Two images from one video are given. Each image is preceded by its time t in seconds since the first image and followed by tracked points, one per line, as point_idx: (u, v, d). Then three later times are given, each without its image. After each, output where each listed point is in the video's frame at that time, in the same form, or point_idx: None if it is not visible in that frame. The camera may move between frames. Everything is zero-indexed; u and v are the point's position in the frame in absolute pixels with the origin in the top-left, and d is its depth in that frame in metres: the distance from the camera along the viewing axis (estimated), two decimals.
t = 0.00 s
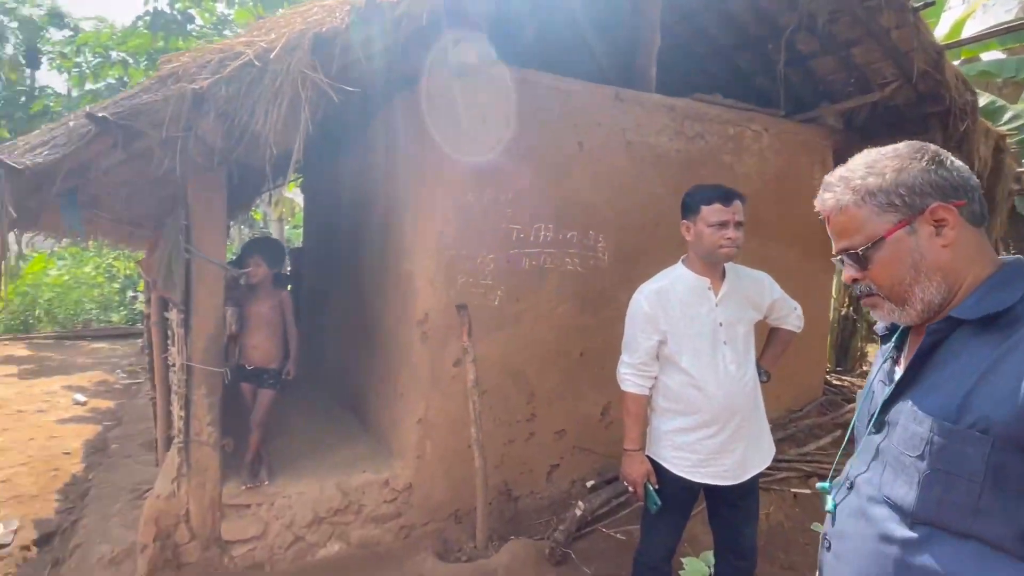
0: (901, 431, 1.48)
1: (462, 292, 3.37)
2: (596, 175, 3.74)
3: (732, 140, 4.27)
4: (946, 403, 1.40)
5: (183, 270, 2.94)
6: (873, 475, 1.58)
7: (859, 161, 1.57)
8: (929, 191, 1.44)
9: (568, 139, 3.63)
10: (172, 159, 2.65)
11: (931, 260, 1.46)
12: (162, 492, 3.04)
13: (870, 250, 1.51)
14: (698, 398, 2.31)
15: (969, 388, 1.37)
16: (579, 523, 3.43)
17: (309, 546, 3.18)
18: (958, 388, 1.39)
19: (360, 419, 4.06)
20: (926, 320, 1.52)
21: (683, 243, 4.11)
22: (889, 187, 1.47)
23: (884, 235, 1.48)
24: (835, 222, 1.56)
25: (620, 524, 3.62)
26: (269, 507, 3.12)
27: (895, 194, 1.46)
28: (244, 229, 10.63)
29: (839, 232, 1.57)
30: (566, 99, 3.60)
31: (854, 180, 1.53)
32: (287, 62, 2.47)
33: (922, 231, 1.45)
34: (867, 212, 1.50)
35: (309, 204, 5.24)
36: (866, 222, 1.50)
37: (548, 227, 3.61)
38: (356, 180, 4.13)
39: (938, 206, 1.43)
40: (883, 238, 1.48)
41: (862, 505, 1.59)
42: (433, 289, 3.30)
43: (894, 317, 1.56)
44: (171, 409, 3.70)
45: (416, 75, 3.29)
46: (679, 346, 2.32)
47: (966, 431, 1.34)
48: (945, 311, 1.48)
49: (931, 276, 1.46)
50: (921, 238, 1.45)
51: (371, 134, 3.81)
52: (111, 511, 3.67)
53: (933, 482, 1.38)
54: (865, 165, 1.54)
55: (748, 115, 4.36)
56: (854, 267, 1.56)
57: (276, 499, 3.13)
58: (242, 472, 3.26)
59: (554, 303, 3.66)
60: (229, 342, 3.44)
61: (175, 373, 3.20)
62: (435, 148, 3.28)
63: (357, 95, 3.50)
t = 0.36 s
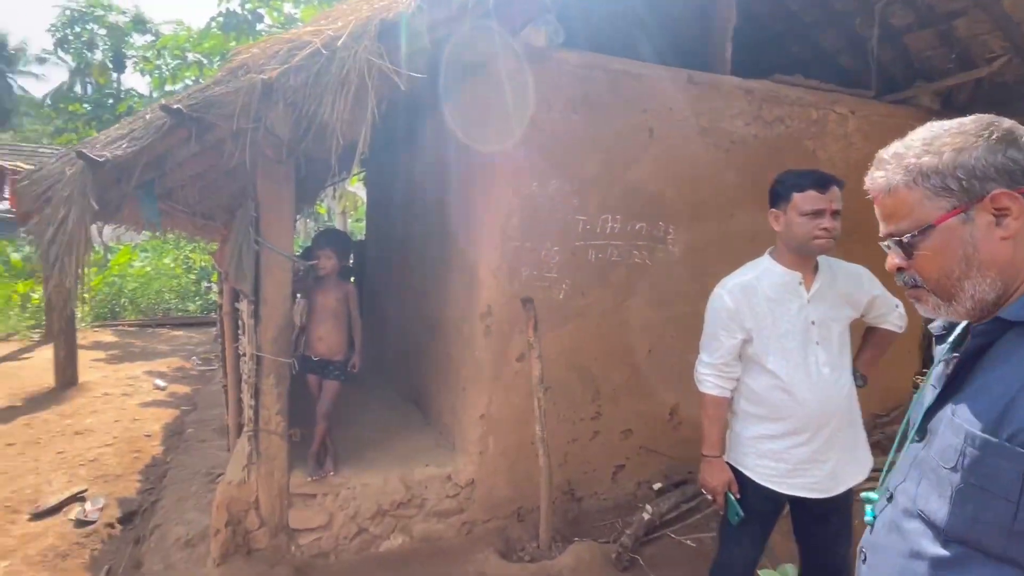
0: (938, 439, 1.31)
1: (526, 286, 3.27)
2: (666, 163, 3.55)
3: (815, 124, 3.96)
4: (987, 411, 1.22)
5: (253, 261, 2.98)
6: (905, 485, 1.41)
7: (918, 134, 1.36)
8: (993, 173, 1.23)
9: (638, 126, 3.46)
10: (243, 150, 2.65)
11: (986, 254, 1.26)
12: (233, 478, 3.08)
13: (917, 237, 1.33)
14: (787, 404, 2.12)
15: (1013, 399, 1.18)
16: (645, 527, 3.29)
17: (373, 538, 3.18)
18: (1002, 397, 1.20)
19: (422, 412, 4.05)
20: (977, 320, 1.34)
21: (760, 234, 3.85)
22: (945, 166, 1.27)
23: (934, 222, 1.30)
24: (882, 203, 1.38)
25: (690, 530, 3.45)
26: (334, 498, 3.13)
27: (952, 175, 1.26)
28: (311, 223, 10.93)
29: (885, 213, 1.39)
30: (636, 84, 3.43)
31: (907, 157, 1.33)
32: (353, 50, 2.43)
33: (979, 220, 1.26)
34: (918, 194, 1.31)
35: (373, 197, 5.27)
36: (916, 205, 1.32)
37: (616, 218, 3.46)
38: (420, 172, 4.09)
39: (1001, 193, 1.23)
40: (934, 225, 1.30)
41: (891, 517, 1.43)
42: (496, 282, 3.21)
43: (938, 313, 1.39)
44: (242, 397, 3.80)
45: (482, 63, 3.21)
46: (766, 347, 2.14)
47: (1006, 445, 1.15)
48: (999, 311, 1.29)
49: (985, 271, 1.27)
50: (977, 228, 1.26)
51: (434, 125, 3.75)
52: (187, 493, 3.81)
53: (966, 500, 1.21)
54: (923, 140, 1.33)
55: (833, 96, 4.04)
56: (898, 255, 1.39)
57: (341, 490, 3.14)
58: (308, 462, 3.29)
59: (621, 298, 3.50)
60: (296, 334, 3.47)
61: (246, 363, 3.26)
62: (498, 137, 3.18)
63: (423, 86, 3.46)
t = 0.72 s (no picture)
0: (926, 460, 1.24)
1: (594, 284, 3.11)
2: (745, 153, 3.30)
3: (914, 105, 3.58)
4: (966, 437, 1.13)
5: (319, 257, 2.96)
6: (899, 500, 1.36)
7: (962, 95, 1.19)
8: (1014, 157, 1.07)
9: (715, 113, 3.22)
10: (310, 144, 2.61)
11: (995, 253, 1.13)
12: (298, 474, 3.09)
13: (929, 223, 1.24)
14: (899, 420, 1.89)
15: (985, 427, 1.09)
16: (722, 542, 3.11)
17: (435, 539, 3.12)
18: (978, 425, 1.11)
19: (483, 410, 3.97)
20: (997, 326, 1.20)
21: (851, 228, 3.53)
22: (961, 145, 1.13)
23: (946, 209, 1.19)
24: (907, 179, 1.29)
25: (769, 548, 3.22)
26: (397, 497, 3.08)
27: (966, 157, 1.13)
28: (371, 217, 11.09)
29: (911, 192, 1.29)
30: (715, 67, 3.19)
31: (933, 129, 1.21)
32: (420, 36, 2.32)
33: (992, 213, 1.12)
34: (931, 176, 1.20)
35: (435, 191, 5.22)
36: (932, 187, 1.21)
37: (691, 212, 3.25)
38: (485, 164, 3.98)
39: (1017, 184, 1.07)
40: (944, 214, 1.20)
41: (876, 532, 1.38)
42: (563, 279, 3.07)
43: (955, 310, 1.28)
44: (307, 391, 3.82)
45: (550, 50, 3.04)
46: (874, 356, 1.92)
47: (966, 475, 1.08)
48: (1012, 320, 1.15)
49: (994, 272, 1.14)
50: (989, 222, 1.13)
51: (496, 117, 3.63)
52: (255, 484, 3.87)
53: (929, 524, 1.15)
54: (958, 107, 1.17)
55: (935, 74, 3.64)
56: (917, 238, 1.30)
57: (403, 489, 3.09)
58: (370, 459, 3.26)
59: (695, 297, 3.29)
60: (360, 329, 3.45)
61: (312, 358, 3.26)
62: (566, 126, 3.03)
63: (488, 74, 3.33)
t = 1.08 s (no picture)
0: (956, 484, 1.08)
1: (644, 279, 2.88)
2: (813, 136, 3.00)
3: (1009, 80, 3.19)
4: (987, 455, 0.97)
5: (353, 250, 2.83)
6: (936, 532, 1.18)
7: (985, 48, 1.07)
8: None
9: (780, 92, 2.93)
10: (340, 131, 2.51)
11: None
12: (333, 474, 2.99)
13: (956, 198, 1.13)
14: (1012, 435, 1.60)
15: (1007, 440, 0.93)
16: (785, 562, 2.81)
17: (473, 546, 2.97)
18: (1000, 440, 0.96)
19: (525, 411, 3.80)
20: None
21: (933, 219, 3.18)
22: (984, 103, 1.01)
23: (972, 180, 1.08)
24: (930, 150, 1.18)
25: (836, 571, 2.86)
26: (433, 501, 2.94)
27: (989, 119, 1.01)
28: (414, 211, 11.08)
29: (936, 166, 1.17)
30: (780, 42, 2.91)
31: (954, 90, 1.09)
32: (455, 11, 2.17)
33: None
34: (954, 144, 1.10)
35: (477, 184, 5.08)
36: (956, 157, 1.10)
37: (751, 201, 2.97)
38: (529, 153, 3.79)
39: None
40: (970, 185, 1.09)
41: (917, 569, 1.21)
42: (609, 273, 2.85)
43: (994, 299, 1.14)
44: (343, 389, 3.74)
45: (598, 28, 2.82)
46: (981, 361, 1.64)
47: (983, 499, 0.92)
48: None
49: None
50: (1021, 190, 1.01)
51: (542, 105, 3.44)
52: (292, 481, 3.81)
53: (955, 559, 0.98)
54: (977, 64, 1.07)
55: None
56: (945, 217, 1.19)
57: (440, 493, 2.94)
58: (406, 460, 3.14)
59: (755, 294, 3.02)
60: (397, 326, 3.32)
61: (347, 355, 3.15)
62: (614, 110, 2.81)
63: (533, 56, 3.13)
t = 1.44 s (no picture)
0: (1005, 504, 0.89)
1: (693, 276, 2.62)
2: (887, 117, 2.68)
3: None
4: None
5: (380, 245, 2.67)
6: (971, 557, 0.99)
7: (1010, 49, 1.00)
8: None
9: (850, 68, 2.62)
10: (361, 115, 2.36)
11: None
12: (360, 478, 2.85)
13: (983, 204, 1.04)
14: None
15: None
16: None
17: (505, 560, 2.79)
18: None
19: (563, 416, 3.59)
20: None
21: None
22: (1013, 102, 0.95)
23: (1002, 182, 1.00)
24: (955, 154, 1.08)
25: None
26: (464, 510, 2.78)
27: (1015, 114, 0.94)
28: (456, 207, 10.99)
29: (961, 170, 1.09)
30: (849, 13, 2.60)
31: (979, 91, 1.01)
32: None
33: None
34: (981, 147, 1.01)
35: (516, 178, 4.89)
36: (983, 159, 1.02)
37: (815, 190, 2.67)
38: (566, 142, 3.58)
39: None
40: (1001, 187, 1.00)
41: None
42: (655, 270, 2.61)
43: None
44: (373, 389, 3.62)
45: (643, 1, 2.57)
46: None
47: None
48: None
49: None
50: None
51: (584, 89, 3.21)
52: (324, 482, 3.73)
53: None
54: (1005, 62, 0.99)
55: None
56: (976, 223, 1.09)
57: (471, 502, 2.78)
58: (437, 466, 2.99)
59: (818, 292, 2.72)
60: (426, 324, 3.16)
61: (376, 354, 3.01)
62: (660, 91, 2.57)
63: (569, 35, 2.91)
